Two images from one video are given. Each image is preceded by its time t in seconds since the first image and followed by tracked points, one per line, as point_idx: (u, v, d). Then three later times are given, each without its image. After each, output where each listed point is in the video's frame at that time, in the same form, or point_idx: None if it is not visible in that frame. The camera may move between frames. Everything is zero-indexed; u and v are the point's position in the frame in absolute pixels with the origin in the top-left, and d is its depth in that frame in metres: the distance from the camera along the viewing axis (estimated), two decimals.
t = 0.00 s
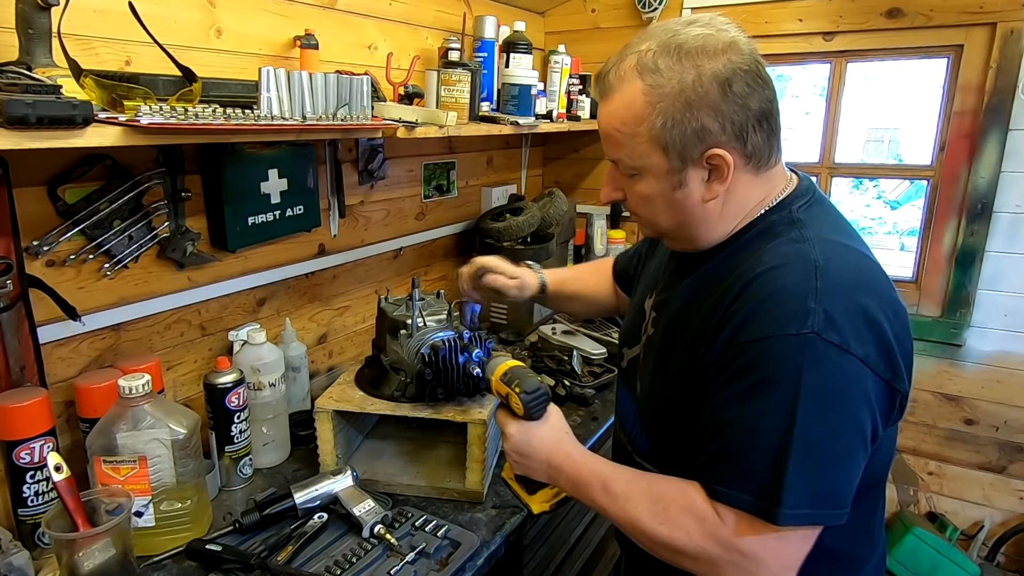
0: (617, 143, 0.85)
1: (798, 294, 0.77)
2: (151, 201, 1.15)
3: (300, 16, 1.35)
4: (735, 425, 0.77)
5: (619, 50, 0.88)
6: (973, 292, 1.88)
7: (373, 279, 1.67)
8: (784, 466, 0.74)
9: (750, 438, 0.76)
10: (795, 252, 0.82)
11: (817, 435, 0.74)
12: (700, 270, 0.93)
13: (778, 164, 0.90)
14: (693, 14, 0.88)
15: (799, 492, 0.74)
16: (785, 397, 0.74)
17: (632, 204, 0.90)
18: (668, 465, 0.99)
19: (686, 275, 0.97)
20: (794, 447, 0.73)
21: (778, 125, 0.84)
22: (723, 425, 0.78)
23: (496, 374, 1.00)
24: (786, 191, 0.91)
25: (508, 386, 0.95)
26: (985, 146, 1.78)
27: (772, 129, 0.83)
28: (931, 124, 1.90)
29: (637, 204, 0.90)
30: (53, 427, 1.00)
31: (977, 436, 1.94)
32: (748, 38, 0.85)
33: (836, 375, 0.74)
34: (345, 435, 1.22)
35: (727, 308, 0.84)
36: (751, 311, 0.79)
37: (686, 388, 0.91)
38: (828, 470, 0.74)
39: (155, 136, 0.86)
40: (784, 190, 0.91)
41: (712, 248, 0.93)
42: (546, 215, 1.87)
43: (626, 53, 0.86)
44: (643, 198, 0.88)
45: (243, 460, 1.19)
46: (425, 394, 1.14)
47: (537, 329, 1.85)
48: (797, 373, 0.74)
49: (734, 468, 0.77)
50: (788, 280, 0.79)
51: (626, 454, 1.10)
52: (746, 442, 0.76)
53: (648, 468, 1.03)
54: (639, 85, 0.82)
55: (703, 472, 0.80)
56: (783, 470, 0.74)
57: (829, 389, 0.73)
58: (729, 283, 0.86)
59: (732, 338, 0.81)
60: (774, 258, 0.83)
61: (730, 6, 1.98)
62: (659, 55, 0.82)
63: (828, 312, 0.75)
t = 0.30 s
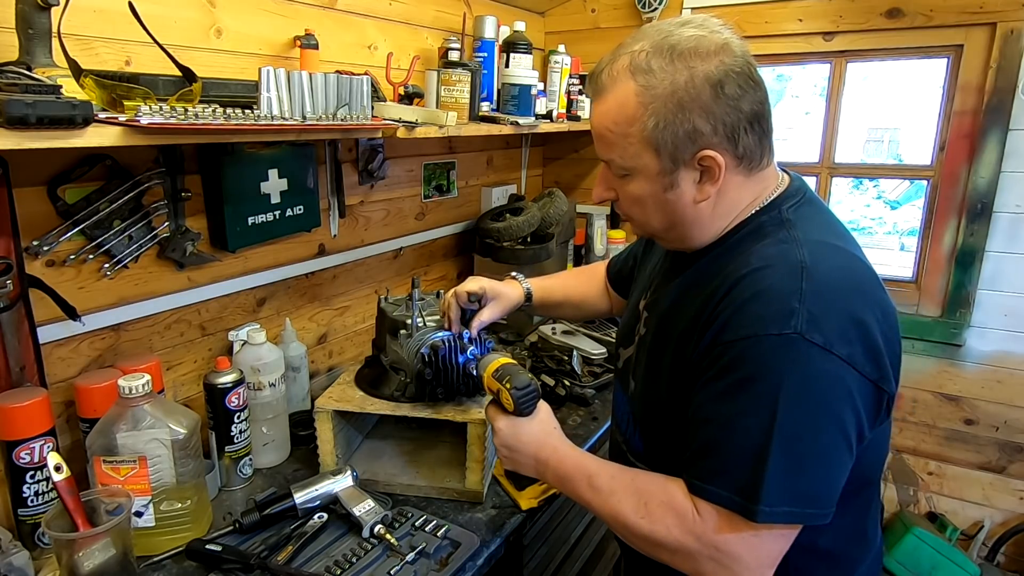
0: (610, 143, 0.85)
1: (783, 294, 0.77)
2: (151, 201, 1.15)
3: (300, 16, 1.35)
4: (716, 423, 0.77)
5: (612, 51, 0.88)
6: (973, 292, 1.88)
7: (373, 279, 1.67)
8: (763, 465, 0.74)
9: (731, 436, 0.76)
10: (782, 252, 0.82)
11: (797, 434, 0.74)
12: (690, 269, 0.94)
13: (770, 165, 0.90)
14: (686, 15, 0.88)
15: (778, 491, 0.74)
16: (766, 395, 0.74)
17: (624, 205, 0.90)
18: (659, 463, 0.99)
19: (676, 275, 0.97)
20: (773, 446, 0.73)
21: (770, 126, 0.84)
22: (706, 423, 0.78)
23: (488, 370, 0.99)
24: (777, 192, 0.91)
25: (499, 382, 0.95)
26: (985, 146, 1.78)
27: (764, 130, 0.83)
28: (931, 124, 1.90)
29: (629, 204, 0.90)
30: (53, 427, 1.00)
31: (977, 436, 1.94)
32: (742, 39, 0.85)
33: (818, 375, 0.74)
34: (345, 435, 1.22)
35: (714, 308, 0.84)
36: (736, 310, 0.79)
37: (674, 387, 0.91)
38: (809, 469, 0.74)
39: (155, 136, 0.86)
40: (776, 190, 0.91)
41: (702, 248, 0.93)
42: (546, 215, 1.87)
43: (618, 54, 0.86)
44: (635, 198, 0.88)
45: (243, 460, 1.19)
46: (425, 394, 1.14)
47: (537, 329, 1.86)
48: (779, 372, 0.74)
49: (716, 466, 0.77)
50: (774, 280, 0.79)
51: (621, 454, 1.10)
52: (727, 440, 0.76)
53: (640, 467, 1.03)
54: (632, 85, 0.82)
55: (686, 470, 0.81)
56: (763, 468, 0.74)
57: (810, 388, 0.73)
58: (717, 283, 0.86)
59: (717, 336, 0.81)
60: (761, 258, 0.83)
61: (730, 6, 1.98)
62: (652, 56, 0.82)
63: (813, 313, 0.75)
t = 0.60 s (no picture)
0: (609, 141, 0.85)
1: (784, 293, 0.77)
2: (151, 201, 1.15)
3: (300, 16, 1.35)
4: (719, 421, 0.77)
5: (611, 48, 0.88)
6: (973, 292, 1.88)
7: (373, 279, 1.67)
8: (766, 463, 0.74)
9: (734, 435, 0.76)
10: (783, 251, 0.82)
11: (800, 432, 0.74)
12: (690, 268, 0.94)
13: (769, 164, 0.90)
14: (686, 13, 0.88)
15: (782, 489, 0.74)
16: (769, 394, 0.74)
17: (623, 202, 0.90)
18: (659, 463, 0.99)
19: (676, 274, 0.97)
20: (777, 444, 0.73)
21: (768, 125, 0.84)
22: (708, 422, 0.78)
23: (492, 364, 1.02)
24: (776, 191, 0.91)
25: (505, 372, 0.98)
26: (985, 146, 1.78)
27: (762, 129, 0.83)
28: (931, 124, 1.90)
29: (627, 202, 0.90)
30: (53, 427, 1.00)
31: (977, 436, 1.94)
32: (741, 38, 0.85)
33: (821, 373, 0.74)
34: (345, 435, 1.22)
35: (715, 306, 0.84)
36: (738, 309, 0.79)
37: (675, 386, 0.91)
38: (812, 468, 0.74)
39: (155, 136, 0.86)
40: (774, 190, 0.91)
41: (702, 247, 0.92)
42: (546, 215, 1.87)
43: (617, 52, 0.86)
44: (633, 196, 0.88)
45: (243, 460, 1.19)
46: (425, 394, 1.14)
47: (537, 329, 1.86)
48: (781, 371, 0.74)
49: (718, 465, 0.77)
50: (775, 279, 0.79)
51: (620, 453, 1.10)
52: (730, 439, 0.76)
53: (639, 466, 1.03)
54: (631, 83, 0.82)
55: (688, 469, 0.80)
56: (766, 466, 0.74)
57: (813, 386, 0.73)
58: (717, 282, 0.86)
59: (719, 335, 0.81)
60: (762, 257, 0.83)
61: (730, 6, 1.98)
62: (651, 54, 0.82)
63: (814, 311, 0.75)
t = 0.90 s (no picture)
0: (612, 141, 0.85)
1: (790, 295, 0.77)
2: (151, 201, 1.15)
3: (300, 16, 1.35)
4: (728, 425, 0.77)
5: (614, 48, 0.88)
6: (973, 292, 1.88)
7: (373, 279, 1.67)
8: (777, 466, 0.74)
9: (744, 439, 0.75)
10: (787, 253, 0.82)
11: (810, 435, 0.74)
12: (694, 270, 0.93)
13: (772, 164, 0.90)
14: (690, 13, 0.88)
15: (793, 493, 0.74)
16: (778, 397, 0.74)
17: (626, 203, 0.90)
18: (664, 465, 0.99)
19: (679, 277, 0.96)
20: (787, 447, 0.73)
21: (772, 125, 0.84)
22: (716, 426, 0.78)
23: (494, 374, 0.99)
24: (779, 191, 0.91)
25: (504, 389, 0.94)
26: (985, 146, 1.78)
27: (767, 129, 0.83)
28: (931, 124, 1.90)
29: (630, 202, 0.89)
30: (53, 427, 1.00)
31: (977, 436, 1.94)
32: (745, 37, 0.85)
33: (829, 375, 0.74)
34: (345, 435, 1.22)
35: (721, 309, 0.84)
36: (744, 312, 0.79)
37: (680, 389, 0.91)
38: (822, 470, 0.74)
39: (155, 136, 0.86)
40: (778, 190, 0.91)
41: (705, 248, 0.92)
42: (546, 215, 1.87)
43: (621, 51, 0.86)
44: (636, 196, 0.88)
45: (243, 460, 1.19)
46: (425, 394, 1.14)
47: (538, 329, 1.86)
48: (790, 374, 0.74)
49: (728, 469, 0.76)
50: (780, 282, 0.79)
51: (621, 454, 1.10)
52: (740, 443, 0.76)
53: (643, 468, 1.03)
54: (635, 83, 0.82)
55: (696, 474, 0.80)
56: (777, 470, 0.74)
57: (821, 389, 0.73)
58: (722, 284, 0.86)
59: (726, 338, 0.80)
60: (766, 258, 0.82)
61: (730, 6, 1.99)
62: (655, 53, 0.82)
63: (821, 313, 0.75)
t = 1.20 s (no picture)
0: (613, 148, 0.85)
1: (796, 303, 0.77)
2: (151, 201, 1.15)
3: (301, 16, 1.35)
4: (740, 436, 0.76)
5: (614, 52, 0.87)
6: (973, 292, 1.88)
7: (373, 279, 1.67)
8: (792, 477, 0.74)
9: (758, 450, 0.75)
10: (790, 258, 0.81)
11: (824, 444, 0.73)
12: (695, 276, 0.93)
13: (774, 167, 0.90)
14: (690, 15, 0.87)
15: (810, 503, 0.74)
16: (789, 407, 0.73)
17: (627, 208, 0.90)
18: (668, 471, 0.99)
19: (681, 282, 0.96)
20: (801, 457, 0.73)
21: (773, 128, 0.84)
22: (729, 437, 0.78)
23: (501, 386, 0.95)
24: (780, 194, 0.91)
25: (513, 401, 0.91)
26: (985, 146, 1.78)
27: (768, 133, 0.83)
28: (931, 124, 1.90)
29: (631, 208, 0.89)
30: (53, 427, 1.00)
31: (977, 436, 1.94)
32: (746, 40, 0.84)
33: (840, 382, 0.74)
34: (345, 435, 1.22)
35: (726, 317, 0.83)
36: (751, 321, 0.79)
37: (686, 395, 0.91)
38: (837, 477, 0.74)
39: (155, 136, 0.86)
40: (779, 192, 0.91)
41: (707, 253, 0.92)
42: (546, 215, 1.87)
43: (622, 55, 0.85)
44: (637, 202, 0.87)
45: (243, 460, 1.19)
46: (425, 394, 1.15)
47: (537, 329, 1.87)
48: (802, 384, 0.73)
49: (743, 481, 0.76)
50: (785, 289, 0.79)
51: (622, 457, 1.10)
52: (754, 454, 0.75)
53: (647, 472, 1.03)
54: (636, 89, 0.81)
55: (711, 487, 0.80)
56: (793, 480, 0.74)
57: (833, 397, 0.73)
58: (726, 291, 0.86)
59: (733, 347, 0.80)
60: (770, 264, 0.82)
61: (730, 6, 1.99)
62: (657, 59, 0.81)
63: (827, 320, 0.75)
